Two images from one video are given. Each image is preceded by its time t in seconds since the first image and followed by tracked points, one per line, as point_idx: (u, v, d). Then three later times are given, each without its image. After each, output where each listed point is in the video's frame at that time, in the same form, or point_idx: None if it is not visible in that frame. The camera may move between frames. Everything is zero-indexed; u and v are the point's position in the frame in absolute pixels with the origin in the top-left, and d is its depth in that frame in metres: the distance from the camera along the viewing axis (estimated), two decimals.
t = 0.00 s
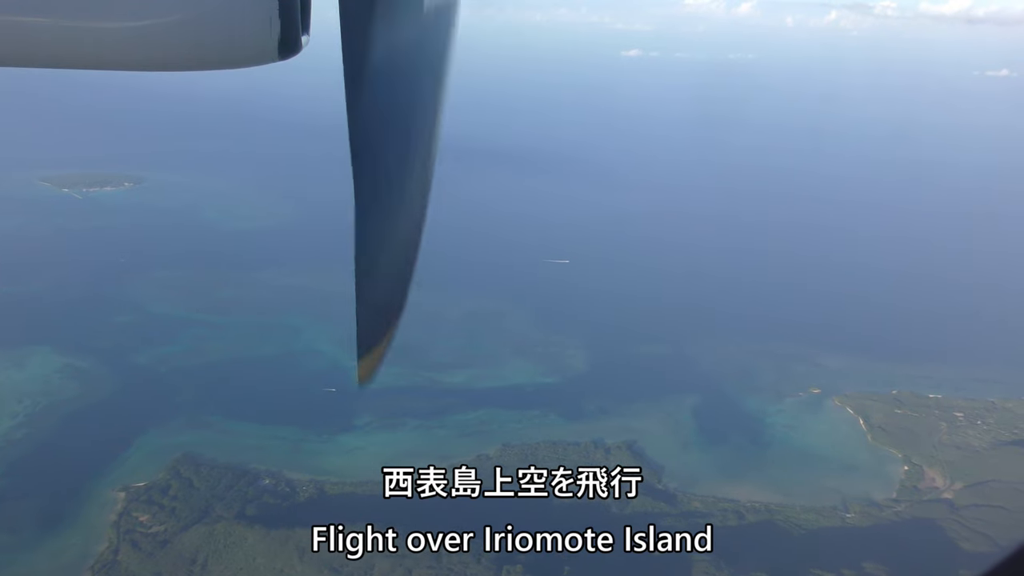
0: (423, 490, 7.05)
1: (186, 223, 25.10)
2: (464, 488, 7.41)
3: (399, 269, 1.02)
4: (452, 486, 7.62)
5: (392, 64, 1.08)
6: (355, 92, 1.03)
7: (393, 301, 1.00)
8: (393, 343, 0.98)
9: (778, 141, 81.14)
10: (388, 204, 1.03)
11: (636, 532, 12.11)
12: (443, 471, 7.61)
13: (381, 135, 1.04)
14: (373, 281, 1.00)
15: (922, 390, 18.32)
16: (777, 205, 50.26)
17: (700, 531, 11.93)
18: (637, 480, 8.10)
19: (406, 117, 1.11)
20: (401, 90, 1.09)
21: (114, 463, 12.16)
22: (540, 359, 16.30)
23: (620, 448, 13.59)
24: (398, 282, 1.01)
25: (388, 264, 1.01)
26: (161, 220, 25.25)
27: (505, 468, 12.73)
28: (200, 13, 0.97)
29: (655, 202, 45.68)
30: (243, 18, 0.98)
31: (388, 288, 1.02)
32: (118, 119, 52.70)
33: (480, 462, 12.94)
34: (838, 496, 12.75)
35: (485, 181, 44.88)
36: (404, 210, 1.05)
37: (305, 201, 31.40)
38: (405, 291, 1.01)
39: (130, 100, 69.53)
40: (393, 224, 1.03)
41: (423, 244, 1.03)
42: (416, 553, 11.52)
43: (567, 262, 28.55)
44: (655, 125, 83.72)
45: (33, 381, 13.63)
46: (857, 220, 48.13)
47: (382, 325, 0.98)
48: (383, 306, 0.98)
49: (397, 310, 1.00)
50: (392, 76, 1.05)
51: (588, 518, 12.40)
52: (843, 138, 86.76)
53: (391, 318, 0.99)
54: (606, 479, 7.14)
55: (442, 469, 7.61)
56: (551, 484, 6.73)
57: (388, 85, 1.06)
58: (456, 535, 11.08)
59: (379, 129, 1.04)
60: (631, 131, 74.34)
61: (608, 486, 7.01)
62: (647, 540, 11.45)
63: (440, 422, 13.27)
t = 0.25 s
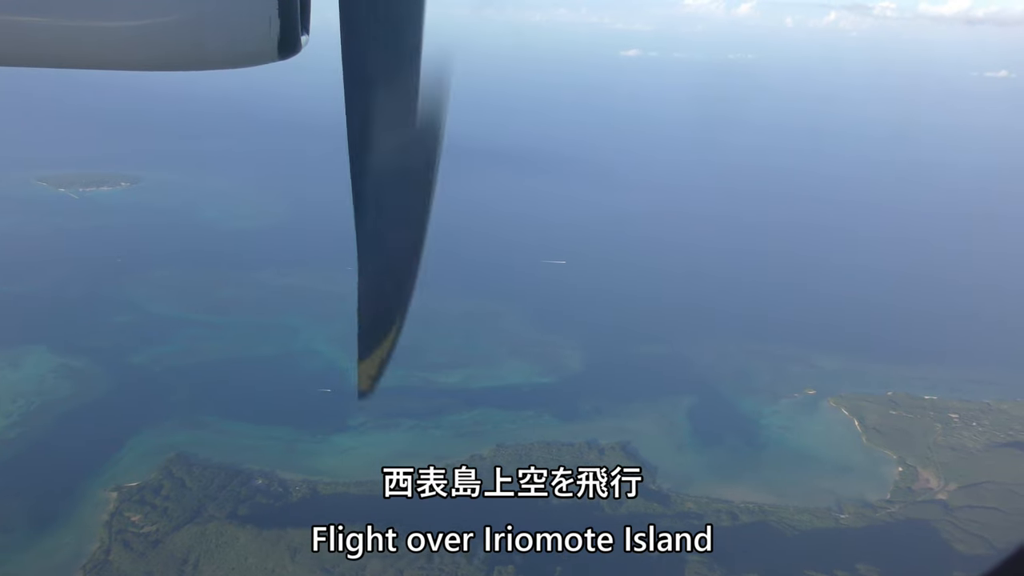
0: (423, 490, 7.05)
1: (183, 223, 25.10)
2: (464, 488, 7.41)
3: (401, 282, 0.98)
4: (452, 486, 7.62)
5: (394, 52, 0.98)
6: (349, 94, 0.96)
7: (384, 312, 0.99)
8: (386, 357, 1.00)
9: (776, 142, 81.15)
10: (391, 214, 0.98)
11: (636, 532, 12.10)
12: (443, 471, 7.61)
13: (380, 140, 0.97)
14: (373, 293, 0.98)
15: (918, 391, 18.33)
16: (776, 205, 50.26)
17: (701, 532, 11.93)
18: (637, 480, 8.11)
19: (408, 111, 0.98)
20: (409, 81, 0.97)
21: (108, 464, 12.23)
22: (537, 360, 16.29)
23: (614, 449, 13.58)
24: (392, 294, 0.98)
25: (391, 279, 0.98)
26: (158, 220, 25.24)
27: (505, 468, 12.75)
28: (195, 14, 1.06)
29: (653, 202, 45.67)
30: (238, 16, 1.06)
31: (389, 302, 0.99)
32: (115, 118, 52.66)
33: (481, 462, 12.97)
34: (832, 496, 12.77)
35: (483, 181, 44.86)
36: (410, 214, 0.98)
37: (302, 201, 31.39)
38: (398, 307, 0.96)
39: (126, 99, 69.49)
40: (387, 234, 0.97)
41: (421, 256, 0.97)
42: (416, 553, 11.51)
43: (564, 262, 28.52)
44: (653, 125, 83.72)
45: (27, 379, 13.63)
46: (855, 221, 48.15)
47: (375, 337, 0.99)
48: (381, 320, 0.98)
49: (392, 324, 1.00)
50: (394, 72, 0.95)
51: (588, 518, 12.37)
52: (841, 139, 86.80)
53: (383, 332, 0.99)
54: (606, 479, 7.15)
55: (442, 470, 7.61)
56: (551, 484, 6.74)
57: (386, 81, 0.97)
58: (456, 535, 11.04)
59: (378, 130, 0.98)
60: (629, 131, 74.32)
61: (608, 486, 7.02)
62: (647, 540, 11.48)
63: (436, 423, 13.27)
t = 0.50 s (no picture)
0: (423, 490, 7.06)
1: (180, 223, 25.08)
2: (464, 488, 7.43)
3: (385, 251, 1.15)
4: (452, 486, 7.64)
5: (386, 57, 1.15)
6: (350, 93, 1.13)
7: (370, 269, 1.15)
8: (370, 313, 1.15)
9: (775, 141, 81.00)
10: (376, 194, 1.14)
11: (636, 532, 12.16)
12: (444, 471, 7.62)
13: (375, 127, 1.14)
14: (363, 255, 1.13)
15: (914, 391, 18.31)
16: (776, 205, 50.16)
17: (700, 531, 11.97)
18: (637, 480, 8.13)
19: (397, 112, 1.17)
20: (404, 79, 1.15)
21: (102, 463, 12.22)
22: (532, 359, 16.30)
23: (608, 449, 13.56)
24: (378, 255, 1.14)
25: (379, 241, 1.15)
26: (154, 220, 25.21)
27: (505, 468, 12.79)
28: (194, 17, 1.16)
29: (651, 201, 45.58)
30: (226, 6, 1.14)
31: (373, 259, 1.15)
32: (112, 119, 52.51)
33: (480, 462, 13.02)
34: (825, 496, 12.78)
35: (481, 181, 44.74)
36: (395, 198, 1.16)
37: (299, 201, 31.35)
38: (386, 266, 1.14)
39: (122, 100, 69.23)
40: (377, 208, 1.14)
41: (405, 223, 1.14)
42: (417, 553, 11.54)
43: (561, 262, 28.49)
44: (652, 125, 83.55)
45: (19, 378, 13.63)
46: (854, 221, 48.03)
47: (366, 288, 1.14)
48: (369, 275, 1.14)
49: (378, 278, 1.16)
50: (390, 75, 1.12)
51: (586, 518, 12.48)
52: (841, 138, 86.60)
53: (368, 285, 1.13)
54: (606, 479, 7.17)
55: (442, 470, 7.63)
56: (551, 484, 6.76)
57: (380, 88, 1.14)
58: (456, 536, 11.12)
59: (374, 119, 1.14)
60: (628, 131, 74.18)
61: (608, 486, 7.04)
62: (647, 540, 11.53)
63: (429, 423, 13.29)
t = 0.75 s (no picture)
0: (423, 490, 7.06)
1: (178, 223, 25.08)
2: (464, 488, 7.43)
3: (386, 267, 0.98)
4: (452, 486, 7.64)
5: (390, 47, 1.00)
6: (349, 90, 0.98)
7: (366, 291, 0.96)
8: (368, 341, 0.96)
9: (775, 141, 81.10)
10: (373, 204, 0.98)
11: (636, 532, 12.22)
12: (444, 471, 7.62)
13: (376, 130, 0.98)
14: (362, 273, 0.96)
15: (913, 391, 18.32)
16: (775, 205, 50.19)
17: (700, 531, 12.01)
18: (637, 480, 8.14)
19: (401, 109, 1.01)
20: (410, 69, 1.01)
21: (96, 464, 12.25)
22: (528, 360, 16.28)
23: (603, 449, 13.55)
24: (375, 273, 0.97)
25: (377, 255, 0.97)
26: (152, 220, 25.20)
27: (505, 468, 12.84)
28: (193, 14, 1.01)
29: (650, 201, 45.61)
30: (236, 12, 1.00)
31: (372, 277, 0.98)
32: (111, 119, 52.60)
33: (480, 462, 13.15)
34: (820, 497, 12.77)
35: (480, 180, 44.77)
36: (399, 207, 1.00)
37: (297, 201, 31.39)
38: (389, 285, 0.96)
39: (122, 100, 69.43)
40: (373, 215, 0.97)
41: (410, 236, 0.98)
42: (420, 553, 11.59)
43: (560, 261, 28.52)
44: (652, 125, 83.64)
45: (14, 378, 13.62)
46: (853, 221, 48.08)
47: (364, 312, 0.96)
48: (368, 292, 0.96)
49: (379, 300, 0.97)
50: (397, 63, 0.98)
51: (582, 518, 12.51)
52: (841, 138, 86.73)
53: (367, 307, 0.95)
54: (606, 479, 7.18)
55: (442, 470, 7.63)
56: (551, 485, 6.78)
57: (380, 76, 0.98)
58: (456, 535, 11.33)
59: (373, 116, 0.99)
60: (628, 131, 74.27)
61: (608, 486, 7.05)
62: (647, 540, 11.61)
63: (425, 423, 13.28)
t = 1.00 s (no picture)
0: (422, 490, 7.07)
1: (175, 224, 25.10)
2: (464, 488, 7.45)
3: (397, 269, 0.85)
4: (452, 486, 7.66)
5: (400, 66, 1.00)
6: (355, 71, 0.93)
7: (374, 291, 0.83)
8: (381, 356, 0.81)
9: (774, 140, 81.17)
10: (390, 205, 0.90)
11: (635, 532, 12.32)
12: (443, 471, 7.65)
13: (390, 131, 0.94)
14: (372, 284, 0.85)
15: (911, 391, 18.35)
16: (775, 205, 50.23)
17: (700, 531, 12.06)
18: (636, 481, 8.18)
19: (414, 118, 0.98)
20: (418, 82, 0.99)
21: (89, 462, 12.21)
22: (522, 359, 16.27)
23: (597, 449, 13.53)
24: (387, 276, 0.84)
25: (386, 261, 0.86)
26: (149, 220, 25.22)
27: (504, 469, 12.86)
28: (195, 12, 1.05)
29: (649, 201, 45.64)
30: (244, 13, 1.06)
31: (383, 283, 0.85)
32: (109, 119, 52.64)
33: (481, 462, 13.27)
34: (815, 497, 12.69)
35: (479, 180, 44.80)
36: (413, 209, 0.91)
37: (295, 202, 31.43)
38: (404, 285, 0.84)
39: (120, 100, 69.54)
40: (394, 216, 0.89)
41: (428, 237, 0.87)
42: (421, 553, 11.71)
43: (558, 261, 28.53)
44: (651, 125, 83.71)
45: (8, 377, 13.62)
46: (852, 221, 48.13)
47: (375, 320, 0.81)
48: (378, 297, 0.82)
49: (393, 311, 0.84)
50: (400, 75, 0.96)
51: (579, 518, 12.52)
52: (840, 138, 86.85)
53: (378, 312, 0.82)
54: (606, 479, 7.22)
55: (442, 469, 7.65)
56: (551, 484, 6.81)
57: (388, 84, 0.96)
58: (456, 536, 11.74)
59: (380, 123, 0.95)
60: (628, 131, 74.40)
61: (608, 486, 7.06)
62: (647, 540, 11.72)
63: (419, 424, 13.29)
